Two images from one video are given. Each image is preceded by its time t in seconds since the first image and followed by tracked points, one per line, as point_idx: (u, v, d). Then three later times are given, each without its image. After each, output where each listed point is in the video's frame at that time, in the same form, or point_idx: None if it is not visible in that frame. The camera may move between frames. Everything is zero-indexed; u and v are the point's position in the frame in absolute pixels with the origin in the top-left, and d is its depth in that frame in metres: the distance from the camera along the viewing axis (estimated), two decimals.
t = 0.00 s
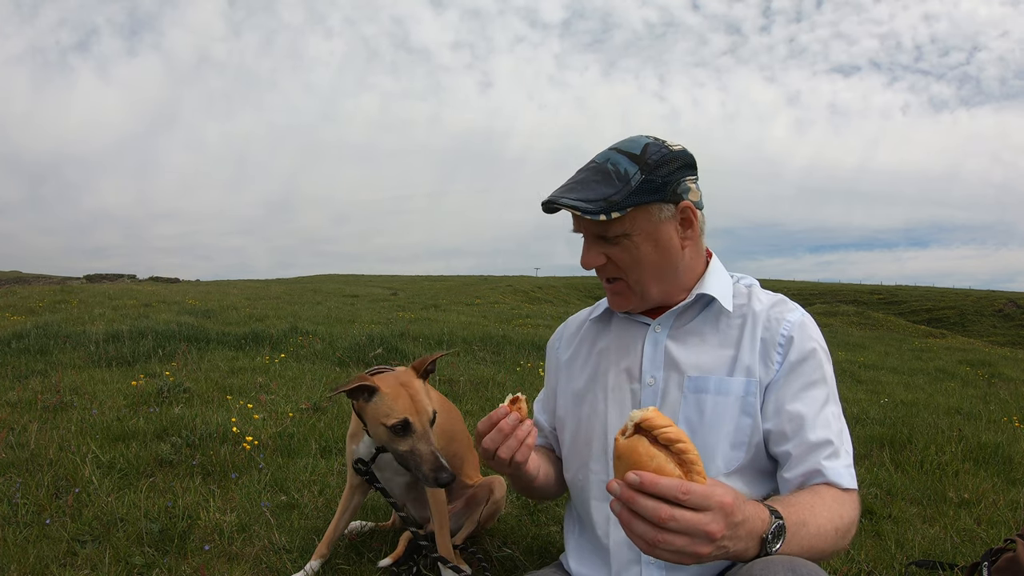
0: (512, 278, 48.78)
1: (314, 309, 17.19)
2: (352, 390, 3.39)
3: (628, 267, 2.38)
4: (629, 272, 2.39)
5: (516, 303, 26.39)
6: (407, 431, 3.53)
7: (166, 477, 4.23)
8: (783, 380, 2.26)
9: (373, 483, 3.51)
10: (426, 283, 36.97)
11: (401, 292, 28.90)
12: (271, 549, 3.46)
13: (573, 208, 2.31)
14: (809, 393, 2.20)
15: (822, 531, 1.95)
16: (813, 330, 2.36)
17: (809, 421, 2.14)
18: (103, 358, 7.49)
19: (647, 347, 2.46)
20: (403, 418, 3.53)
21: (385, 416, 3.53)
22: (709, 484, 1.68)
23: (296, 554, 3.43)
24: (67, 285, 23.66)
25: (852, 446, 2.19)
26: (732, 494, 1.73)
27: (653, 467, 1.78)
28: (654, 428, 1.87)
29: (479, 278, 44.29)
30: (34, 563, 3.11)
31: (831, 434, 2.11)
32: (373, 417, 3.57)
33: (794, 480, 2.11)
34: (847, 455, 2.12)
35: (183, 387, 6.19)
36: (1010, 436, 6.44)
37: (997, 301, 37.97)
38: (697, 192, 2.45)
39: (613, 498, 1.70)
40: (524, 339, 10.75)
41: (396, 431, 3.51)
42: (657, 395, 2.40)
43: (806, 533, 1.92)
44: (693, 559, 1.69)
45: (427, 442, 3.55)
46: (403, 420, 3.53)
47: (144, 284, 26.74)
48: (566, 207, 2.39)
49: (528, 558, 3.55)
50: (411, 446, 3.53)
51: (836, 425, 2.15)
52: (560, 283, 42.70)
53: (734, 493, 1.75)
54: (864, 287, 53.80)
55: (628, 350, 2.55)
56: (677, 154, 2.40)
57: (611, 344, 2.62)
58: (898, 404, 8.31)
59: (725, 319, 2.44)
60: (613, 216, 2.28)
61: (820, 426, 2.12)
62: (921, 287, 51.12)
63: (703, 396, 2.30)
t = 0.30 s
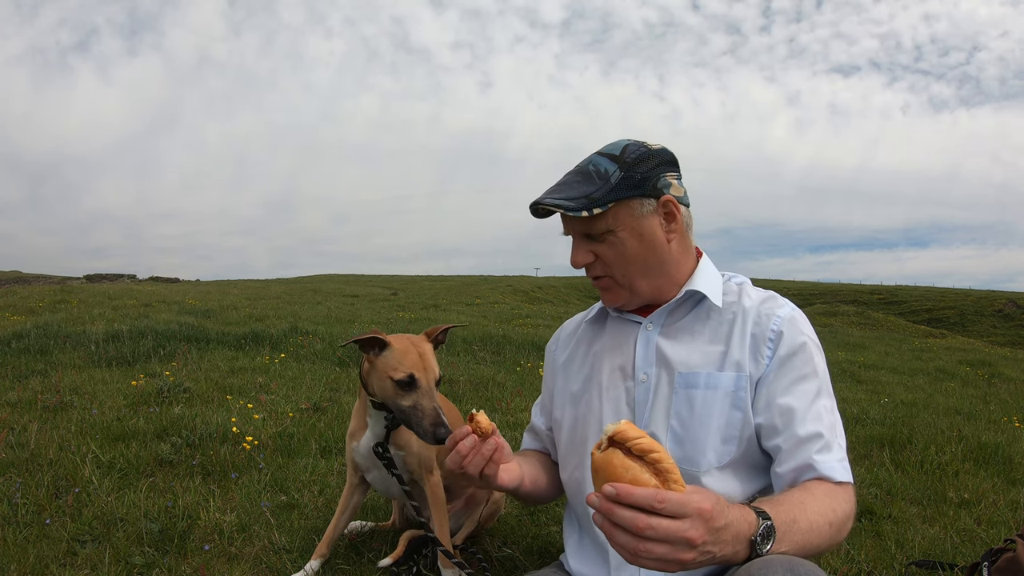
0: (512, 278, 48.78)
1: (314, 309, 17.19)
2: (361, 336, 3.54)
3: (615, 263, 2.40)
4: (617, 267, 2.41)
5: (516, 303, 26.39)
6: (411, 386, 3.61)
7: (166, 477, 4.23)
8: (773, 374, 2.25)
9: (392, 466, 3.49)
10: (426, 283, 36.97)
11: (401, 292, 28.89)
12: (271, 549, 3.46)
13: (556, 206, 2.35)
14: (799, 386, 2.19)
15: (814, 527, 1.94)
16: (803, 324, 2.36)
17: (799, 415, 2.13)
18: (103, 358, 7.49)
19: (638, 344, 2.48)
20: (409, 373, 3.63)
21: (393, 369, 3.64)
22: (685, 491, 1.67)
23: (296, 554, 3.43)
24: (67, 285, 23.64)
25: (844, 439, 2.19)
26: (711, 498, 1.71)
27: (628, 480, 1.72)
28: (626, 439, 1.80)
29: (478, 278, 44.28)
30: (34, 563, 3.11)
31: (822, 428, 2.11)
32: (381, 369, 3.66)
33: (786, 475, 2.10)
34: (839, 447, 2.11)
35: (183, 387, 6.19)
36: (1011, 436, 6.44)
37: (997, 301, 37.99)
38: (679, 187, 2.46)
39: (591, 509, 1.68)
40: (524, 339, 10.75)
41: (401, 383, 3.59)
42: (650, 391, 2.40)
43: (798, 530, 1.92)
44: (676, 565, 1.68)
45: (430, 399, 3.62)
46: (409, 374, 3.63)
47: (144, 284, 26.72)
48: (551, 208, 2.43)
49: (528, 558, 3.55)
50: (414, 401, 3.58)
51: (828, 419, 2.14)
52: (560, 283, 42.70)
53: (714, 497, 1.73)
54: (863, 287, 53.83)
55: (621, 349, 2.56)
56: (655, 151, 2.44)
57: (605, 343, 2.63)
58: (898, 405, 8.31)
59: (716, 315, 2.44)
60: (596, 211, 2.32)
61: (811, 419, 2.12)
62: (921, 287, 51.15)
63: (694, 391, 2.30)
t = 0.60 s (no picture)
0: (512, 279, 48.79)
1: (314, 309, 17.19)
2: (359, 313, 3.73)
3: (612, 258, 2.40)
4: (613, 263, 2.41)
5: (516, 304, 26.39)
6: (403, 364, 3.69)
7: (166, 477, 4.23)
8: (770, 372, 2.25)
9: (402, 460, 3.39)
10: (426, 283, 36.99)
11: (401, 292, 28.90)
12: (271, 549, 3.46)
13: (551, 202, 2.36)
14: (796, 384, 2.19)
15: (811, 525, 1.94)
16: (799, 322, 2.36)
17: (795, 414, 2.13)
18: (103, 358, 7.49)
19: (635, 344, 2.47)
20: (402, 350, 3.73)
21: (388, 346, 3.76)
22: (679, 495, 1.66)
23: (296, 554, 3.43)
24: (67, 285, 23.64)
25: (841, 436, 2.19)
26: (705, 501, 1.71)
27: (622, 485, 1.71)
28: (619, 445, 1.79)
29: (479, 278, 44.29)
30: (34, 563, 3.11)
31: (819, 425, 2.11)
32: (378, 346, 3.80)
33: (784, 473, 2.11)
34: (836, 445, 2.12)
35: (183, 387, 6.19)
36: (1010, 436, 6.45)
37: (997, 301, 38.01)
38: (672, 184, 2.47)
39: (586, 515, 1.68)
40: (524, 339, 10.75)
41: (393, 360, 3.69)
42: (647, 391, 2.39)
43: (795, 528, 1.92)
44: (672, 568, 1.68)
45: (421, 377, 3.66)
46: (401, 352, 3.72)
47: (144, 284, 26.72)
48: (546, 206, 2.45)
49: (528, 559, 3.55)
50: (405, 378, 3.64)
51: (825, 417, 2.15)
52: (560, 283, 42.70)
53: (708, 500, 1.73)
54: (863, 287, 53.84)
55: (618, 349, 2.55)
56: (648, 149, 2.45)
57: (601, 344, 2.63)
58: (898, 405, 8.31)
59: (712, 314, 2.44)
60: (591, 206, 2.33)
61: (807, 418, 2.12)
62: (921, 287, 51.17)
63: (691, 391, 2.30)
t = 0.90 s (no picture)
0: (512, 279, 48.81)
1: (314, 309, 17.19)
2: (366, 297, 3.88)
3: (612, 259, 2.40)
4: (613, 263, 2.41)
5: (517, 304, 26.39)
6: (406, 348, 3.77)
7: (166, 477, 4.23)
8: (770, 372, 2.25)
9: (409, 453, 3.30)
10: (426, 283, 37.01)
11: (400, 292, 28.90)
12: (271, 549, 3.46)
13: (551, 203, 2.36)
14: (796, 384, 2.19)
15: (811, 525, 1.94)
16: (798, 322, 2.36)
17: (795, 414, 2.14)
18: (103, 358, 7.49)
19: (635, 345, 2.48)
20: (406, 335, 3.82)
21: (393, 330, 3.85)
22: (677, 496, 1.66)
23: (296, 554, 3.43)
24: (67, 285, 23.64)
25: (840, 436, 2.19)
26: (703, 502, 1.71)
27: (621, 486, 1.71)
28: (617, 446, 1.79)
29: (478, 278, 44.31)
30: (33, 563, 3.11)
31: (818, 425, 2.11)
32: (383, 330, 3.90)
33: (784, 473, 2.11)
34: (836, 445, 2.12)
35: (183, 387, 6.19)
36: (1011, 436, 6.45)
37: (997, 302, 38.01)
38: (671, 183, 2.47)
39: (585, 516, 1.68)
40: (524, 339, 10.76)
41: (397, 343, 3.78)
42: (647, 391, 2.40)
43: (795, 529, 1.92)
44: (671, 569, 1.68)
45: (422, 363, 3.75)
46: (405, 336, 3.81)
47: (144, 284, 26.72)
48: (546, 207, 2.45)
49: (528, 559, 3.55)
50: (407, 361, 3.74)
51: (824, 417, 2.15)
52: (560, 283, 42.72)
53: (706, 500, 1.73)
54: (863, 287, 53.86)
55: (617, 350, 2.55)
56: (646, 148, 2.45)
57: (601, 345, 2.63)
58: (899, 405, 8.31)
59: (711, 314, 2.44)
60: (591, 207, 2.33)
61: (807, 418, 2.12)
62: (920, 287, 51.19)
63: (691, 391, 2.30)
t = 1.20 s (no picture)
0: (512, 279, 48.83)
1: (314, 309, 17.19)
2: (371, 291, 3.91)
3: (613, 259, 2.40)
4: (615, 264, 2.41)
5: (517, 304, 26.39)
6: (405, 343, 3.79)
7: (166, 477, 4.23)
8: (770, 372, 2.25)
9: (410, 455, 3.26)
10: (426, 283, 37.03)
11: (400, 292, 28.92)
12: (271, 549, 3.46)
13: (552, 204, 2.36)
14: (796, 384, 2.19)
15: (811, 525, 1.94)
16: (799, 322, 2.36)
17: (795, 414, 2.14)
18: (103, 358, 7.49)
19: (636, 345, 2.48)
20: (405, 329, 3.84)
21: (395, 325, 3.87)
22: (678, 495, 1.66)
23: (296, 554, 3.43)
24: (67, 285, 23.64)
25: (840, 437, 2.19)
26: (704, 501, 1.71)
27: (623, 485, 1.71)
28: (619, 445, 1.79)
29: (478, 278, 44.31)
30: (33, 563, 3.11)
31: (819, 426, 2.11)
32: (386, 324, 3.93)
33: (784, 473, 2.11)
34: (836, 446, 2.12)
35: (183, 387, 6.19)
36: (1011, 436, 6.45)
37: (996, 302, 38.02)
38: (673, 184, 2.47)
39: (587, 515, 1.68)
40: (524, 339, 10.76)
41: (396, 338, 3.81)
42: (648, 392, 2.40)
43: (795, 529, 1.92)
44: (672, 569, 1.68)
45: (420, 359, 3.76)
46: (405, 331, 3.83)
47: (143, 284, 26.73)
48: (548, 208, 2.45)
49: (528, 559, 3.55)
50: (405, 356, 3.75)
51: (825, 417, 2.15)
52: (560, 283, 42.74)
53: (707, 500, 1.73)
54: (863, 287, 53.87)
55: (618, 351, 2.56)
56: (648, 149, 2.45)
57: (602, 345, 2.63)
58: (899, 405, 8.31)
59: (712, 315, 2.44)
60: (593, 208, 2.33)
61: (807, 418, 2.12)
62: (920, 287, 51.21)
63: (692, 391, 2.30)
